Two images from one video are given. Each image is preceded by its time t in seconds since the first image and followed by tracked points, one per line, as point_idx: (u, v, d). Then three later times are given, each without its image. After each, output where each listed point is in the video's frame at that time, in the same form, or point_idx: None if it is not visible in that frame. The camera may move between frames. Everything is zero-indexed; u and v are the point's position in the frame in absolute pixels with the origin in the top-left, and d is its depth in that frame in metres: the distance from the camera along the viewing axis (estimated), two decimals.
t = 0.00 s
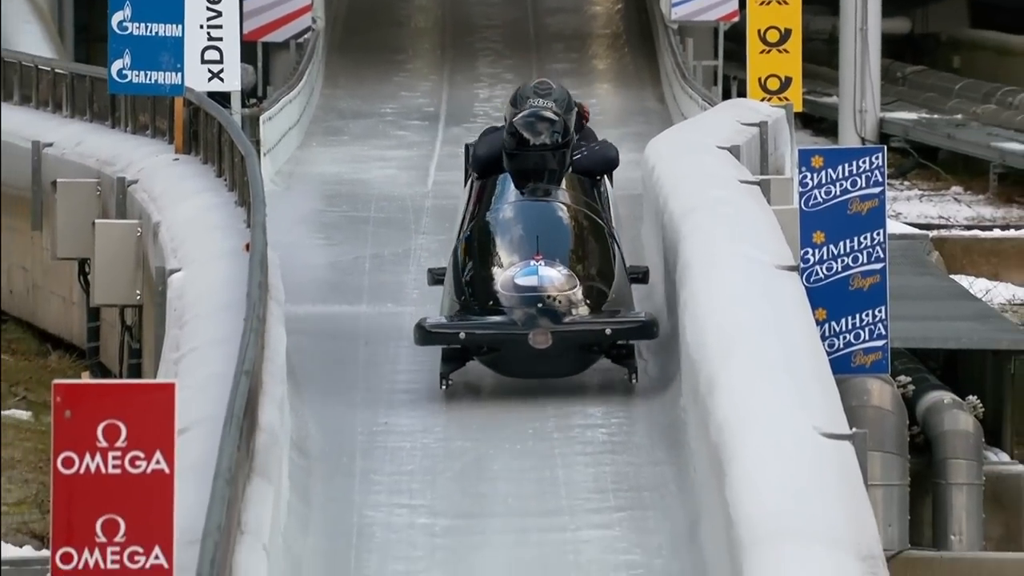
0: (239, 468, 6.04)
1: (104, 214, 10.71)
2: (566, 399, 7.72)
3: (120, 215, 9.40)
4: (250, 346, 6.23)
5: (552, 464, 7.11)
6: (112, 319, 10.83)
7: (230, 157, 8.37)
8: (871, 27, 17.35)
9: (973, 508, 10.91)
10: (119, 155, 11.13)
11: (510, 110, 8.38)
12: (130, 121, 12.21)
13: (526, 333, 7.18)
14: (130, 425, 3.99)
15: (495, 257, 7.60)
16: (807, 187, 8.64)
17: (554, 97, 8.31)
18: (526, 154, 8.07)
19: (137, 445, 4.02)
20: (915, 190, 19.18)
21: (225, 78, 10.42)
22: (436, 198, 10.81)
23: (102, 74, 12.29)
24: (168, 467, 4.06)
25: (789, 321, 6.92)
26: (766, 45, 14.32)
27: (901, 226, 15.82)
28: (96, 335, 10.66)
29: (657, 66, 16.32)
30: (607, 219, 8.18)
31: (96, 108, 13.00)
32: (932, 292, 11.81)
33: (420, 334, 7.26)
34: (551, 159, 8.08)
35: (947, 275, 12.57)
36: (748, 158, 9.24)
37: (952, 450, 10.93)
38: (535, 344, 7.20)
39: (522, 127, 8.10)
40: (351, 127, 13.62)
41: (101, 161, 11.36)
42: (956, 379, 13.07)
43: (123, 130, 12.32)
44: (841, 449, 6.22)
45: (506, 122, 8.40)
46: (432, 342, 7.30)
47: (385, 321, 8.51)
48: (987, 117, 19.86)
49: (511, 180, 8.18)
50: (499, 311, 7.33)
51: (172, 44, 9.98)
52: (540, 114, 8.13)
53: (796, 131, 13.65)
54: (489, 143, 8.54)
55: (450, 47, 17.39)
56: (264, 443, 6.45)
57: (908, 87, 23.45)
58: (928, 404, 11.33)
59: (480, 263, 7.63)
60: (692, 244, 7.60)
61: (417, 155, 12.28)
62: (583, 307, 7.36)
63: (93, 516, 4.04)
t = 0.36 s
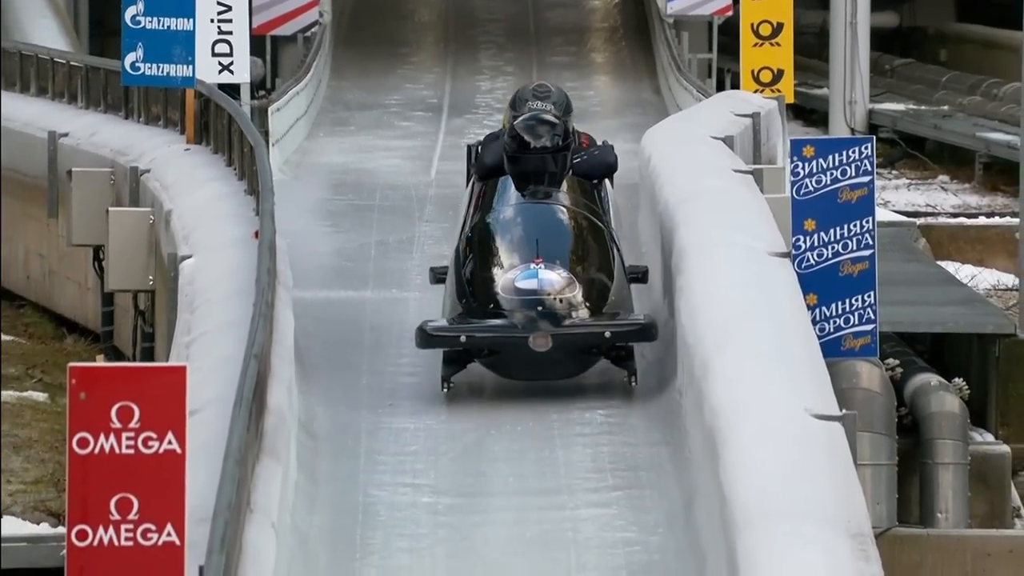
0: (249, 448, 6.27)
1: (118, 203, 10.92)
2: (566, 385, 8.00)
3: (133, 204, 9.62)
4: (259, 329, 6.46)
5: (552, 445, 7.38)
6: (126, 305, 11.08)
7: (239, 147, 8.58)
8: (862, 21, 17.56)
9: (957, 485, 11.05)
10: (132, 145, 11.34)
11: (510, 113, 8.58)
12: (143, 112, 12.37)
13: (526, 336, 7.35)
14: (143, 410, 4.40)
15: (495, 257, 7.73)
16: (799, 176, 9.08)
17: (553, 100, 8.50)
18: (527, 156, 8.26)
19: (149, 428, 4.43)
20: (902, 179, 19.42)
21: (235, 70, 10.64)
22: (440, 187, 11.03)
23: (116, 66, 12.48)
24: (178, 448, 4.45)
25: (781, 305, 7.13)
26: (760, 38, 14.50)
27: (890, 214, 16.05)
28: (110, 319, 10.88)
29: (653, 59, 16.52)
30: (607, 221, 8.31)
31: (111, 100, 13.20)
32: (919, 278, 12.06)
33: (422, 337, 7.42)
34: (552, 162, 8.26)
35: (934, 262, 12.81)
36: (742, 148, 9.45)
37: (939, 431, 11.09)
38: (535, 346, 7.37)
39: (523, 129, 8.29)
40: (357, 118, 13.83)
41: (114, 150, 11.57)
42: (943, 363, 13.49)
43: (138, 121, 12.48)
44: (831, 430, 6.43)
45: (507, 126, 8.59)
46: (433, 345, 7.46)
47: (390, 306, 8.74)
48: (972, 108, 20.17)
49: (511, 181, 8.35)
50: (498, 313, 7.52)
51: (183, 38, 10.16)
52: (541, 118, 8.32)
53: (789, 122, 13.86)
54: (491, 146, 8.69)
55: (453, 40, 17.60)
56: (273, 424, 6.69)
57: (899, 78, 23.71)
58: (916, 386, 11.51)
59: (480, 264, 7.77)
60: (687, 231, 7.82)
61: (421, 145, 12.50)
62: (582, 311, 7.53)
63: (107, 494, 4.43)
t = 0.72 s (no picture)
0: (257, 431, 6.50)
1: (131, 193, 11.15)
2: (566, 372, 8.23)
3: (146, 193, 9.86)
4: (267, 316, 6.69)
5: (552, 430, 7.60)
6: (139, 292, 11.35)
7: (248, 139, 8.81)
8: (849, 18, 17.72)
9: (946, 468, 10.67)
10: (144, 137, 11.58)
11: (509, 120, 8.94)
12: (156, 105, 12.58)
13: (525, 342, 7.29)
14: (155, 393, 4.76)
15: (496, 258, 7.73)
16: (789, 166, 9.08)
17: (550, 106, 8.84)
18: (526, 162, 8.22)
19: (162, 410, 4.78)
20: (889, 170, 19.67)
21: (244, 65, 10.74)
22: (442, 178, 11.26)
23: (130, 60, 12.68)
24: (190, 430, 4.80)
25: (773, 292, 7.36)
26: (751, 34, 14.71)
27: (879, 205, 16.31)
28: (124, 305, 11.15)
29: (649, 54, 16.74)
30: (606, 227, 8.29)
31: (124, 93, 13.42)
32: (905, 266, 12.30)
33: (422, 343, 7.37)
34: (551, 166, 8.23)
35: (921, 250, 13.06)
36: (735, 139, 9.68)
37: (924, 413, 10.77)
38: (534, 353, 7.32)
39: (523, 135, 8.31)
40: (362, 110, 14.05)
41: (128, 142, 11.81)
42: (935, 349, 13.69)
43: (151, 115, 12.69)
44: (821, 413, 6.66)
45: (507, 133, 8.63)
46: (433, 351, 7.41)
47: (395, 292, 8.98)
48: (959, 102, 20.46)
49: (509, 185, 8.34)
50: (499, 320, 7.49)
51: (194, 33, 10.39)
52: (541, 124, 8.36)
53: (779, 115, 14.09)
54: (491, 151, 8.86)
55: (455, 36, 17.83)
56: (281, 407, 6.92)
57: (886, 72, 24.02)
58: (902, 370, 11.19)
59: (480, 269, 7.75)
60: (682, 221, 8.04)
61: (425, 137, 12.73)
62: (582, 317, 7.51)
63: (122, 475, 4.79)
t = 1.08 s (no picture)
0: (266, 410, 6.75)
1: (144, 182, 11.39)
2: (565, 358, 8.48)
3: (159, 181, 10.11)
4: (275, 299, 6.94)
5: (551, 418, 7.86)
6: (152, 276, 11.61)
7: (257, 129, 9.05)
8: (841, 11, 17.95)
9: (932, 447, 10.73)
10: (157, 126, 11.82)
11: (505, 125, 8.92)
12: (167, 97, 12.82)
13: (525, 346, 7.30)
14: (167, 374, 5.13)
15: (496, 259, 7.72)
16: (781, 155, 9.31)
17: (546, 110, 8.88)
18: (526, 165, 8.16)
19: (174, 390, 5.15)
20: (877, 159, 19.93)
21: (254, 57, 11.03)
22: (444, 166, 11.50)
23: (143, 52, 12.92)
24: (200, 410, 5.17)
25: (764, 278, 7.61)
26: (743, 26, 14.93)
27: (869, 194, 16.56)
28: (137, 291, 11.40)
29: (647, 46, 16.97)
30: (606, 231, 8.23)
31: (137, 84, 13.67)
32: (894, 252, 12.55)
33: (423, 347, 7.39)
34: (550, 170, 8.18)
35: (907, 236, 13.29)
36: (728, 129, 9.92)
37: (911, 393, 10.75)
38: (535, 357, 7.32)
39: (523, 138, 8.24)
40: (367, 101, 14.29)
41: (141, 132, 12.06)
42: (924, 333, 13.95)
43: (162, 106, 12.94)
44: (811, 393, 6.92)
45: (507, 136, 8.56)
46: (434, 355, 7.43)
47: (399, 277, 9.23)
48: (944, 91, 20.75)
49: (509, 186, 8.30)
50: (499, 325, 7.46)
51: (205, 26, 10.63)
52: (541, 127, 8.30)
53: (771, 106, 14.34)
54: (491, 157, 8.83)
55: (457, 29, 18.07)
56: (289, 388, 7.16)
57: (874, 64, 24.29)
58: (889, 352, 11.16)
59: (481, 271, 7.74)
60: (676, 208, 8.28)
61: (428, 127, 12.97)
62: (582, 324, 7.48)
63: (134, 453, 5.19)
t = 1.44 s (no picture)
0: (275, 392, 6.99)
1: (156, 171, 11.63)
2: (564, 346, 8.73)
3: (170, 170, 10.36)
4: (284, 284, 7.19)
5: (552, 409, 8.11)
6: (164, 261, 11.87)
7: (266, 119, 9.30)
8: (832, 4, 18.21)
9: (918, 424, 10.97)
10: (169, 116, 12.08)
11: (503, 132, 9.08)
12: (178, 88, 13.07)
13: (526, 354, 7.24)
14: (177, 356, 5.17)
15: (496, 260, 7.81)
16: (772, 145, 9.59)
17: (543, 116, 9.06)
18: (526, 169, 8.20)
19: (185, 372, 5.19)
20: (866, 148, 20.21)
21: (262, 49, 11.26)
22: (447, 155, 11.74)
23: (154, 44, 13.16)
24: (211, 391, 5.21)
25: (757, 264, 7.85)
26: (737, 20, 15.13)
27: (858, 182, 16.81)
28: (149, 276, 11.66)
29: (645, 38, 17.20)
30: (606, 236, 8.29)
31: (149, 76, 13.92)
32: (883, 239, 12.79)
33: (425, 354, 7.32)
34: (550, 174, 8.21)
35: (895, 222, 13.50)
36: (722, 119, 10.16)
37: (900, 375, 11.02)
38: (535, 364, 7.26)
39: (523, 143, 8.26)
40: (372, 92, 14.53)
41: (153, 122, 12.31)
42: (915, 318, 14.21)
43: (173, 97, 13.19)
44: (801, 375, 7.16)
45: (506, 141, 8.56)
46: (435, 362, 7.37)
47: (403, 263, 9.47)
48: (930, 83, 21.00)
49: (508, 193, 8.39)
50: (500, 331, 7.50)
51: (215, 19, 10.86)
52: (540, 132, 8.32)
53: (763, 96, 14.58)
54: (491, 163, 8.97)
55: (459, 22, 18.31)
56: (297, 370, 7.40)
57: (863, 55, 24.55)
58: (878, 334, 11.40)
59: (481, 278, 7.79)
60: (671, 196, 8.52)
61: (432, 117, 13.21)
62: (583, 328, 7.53)
63: (147, 432, 5.23)
